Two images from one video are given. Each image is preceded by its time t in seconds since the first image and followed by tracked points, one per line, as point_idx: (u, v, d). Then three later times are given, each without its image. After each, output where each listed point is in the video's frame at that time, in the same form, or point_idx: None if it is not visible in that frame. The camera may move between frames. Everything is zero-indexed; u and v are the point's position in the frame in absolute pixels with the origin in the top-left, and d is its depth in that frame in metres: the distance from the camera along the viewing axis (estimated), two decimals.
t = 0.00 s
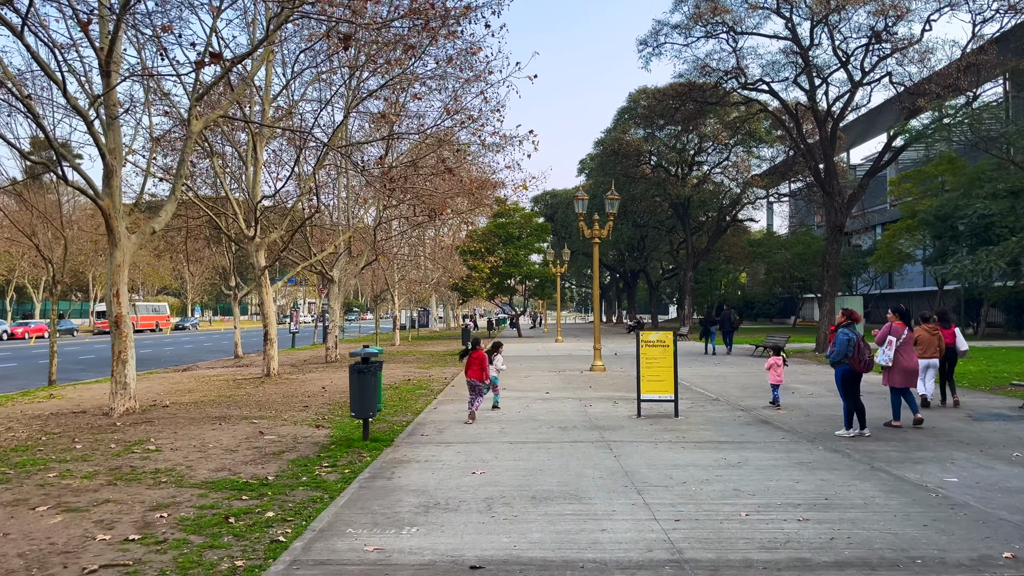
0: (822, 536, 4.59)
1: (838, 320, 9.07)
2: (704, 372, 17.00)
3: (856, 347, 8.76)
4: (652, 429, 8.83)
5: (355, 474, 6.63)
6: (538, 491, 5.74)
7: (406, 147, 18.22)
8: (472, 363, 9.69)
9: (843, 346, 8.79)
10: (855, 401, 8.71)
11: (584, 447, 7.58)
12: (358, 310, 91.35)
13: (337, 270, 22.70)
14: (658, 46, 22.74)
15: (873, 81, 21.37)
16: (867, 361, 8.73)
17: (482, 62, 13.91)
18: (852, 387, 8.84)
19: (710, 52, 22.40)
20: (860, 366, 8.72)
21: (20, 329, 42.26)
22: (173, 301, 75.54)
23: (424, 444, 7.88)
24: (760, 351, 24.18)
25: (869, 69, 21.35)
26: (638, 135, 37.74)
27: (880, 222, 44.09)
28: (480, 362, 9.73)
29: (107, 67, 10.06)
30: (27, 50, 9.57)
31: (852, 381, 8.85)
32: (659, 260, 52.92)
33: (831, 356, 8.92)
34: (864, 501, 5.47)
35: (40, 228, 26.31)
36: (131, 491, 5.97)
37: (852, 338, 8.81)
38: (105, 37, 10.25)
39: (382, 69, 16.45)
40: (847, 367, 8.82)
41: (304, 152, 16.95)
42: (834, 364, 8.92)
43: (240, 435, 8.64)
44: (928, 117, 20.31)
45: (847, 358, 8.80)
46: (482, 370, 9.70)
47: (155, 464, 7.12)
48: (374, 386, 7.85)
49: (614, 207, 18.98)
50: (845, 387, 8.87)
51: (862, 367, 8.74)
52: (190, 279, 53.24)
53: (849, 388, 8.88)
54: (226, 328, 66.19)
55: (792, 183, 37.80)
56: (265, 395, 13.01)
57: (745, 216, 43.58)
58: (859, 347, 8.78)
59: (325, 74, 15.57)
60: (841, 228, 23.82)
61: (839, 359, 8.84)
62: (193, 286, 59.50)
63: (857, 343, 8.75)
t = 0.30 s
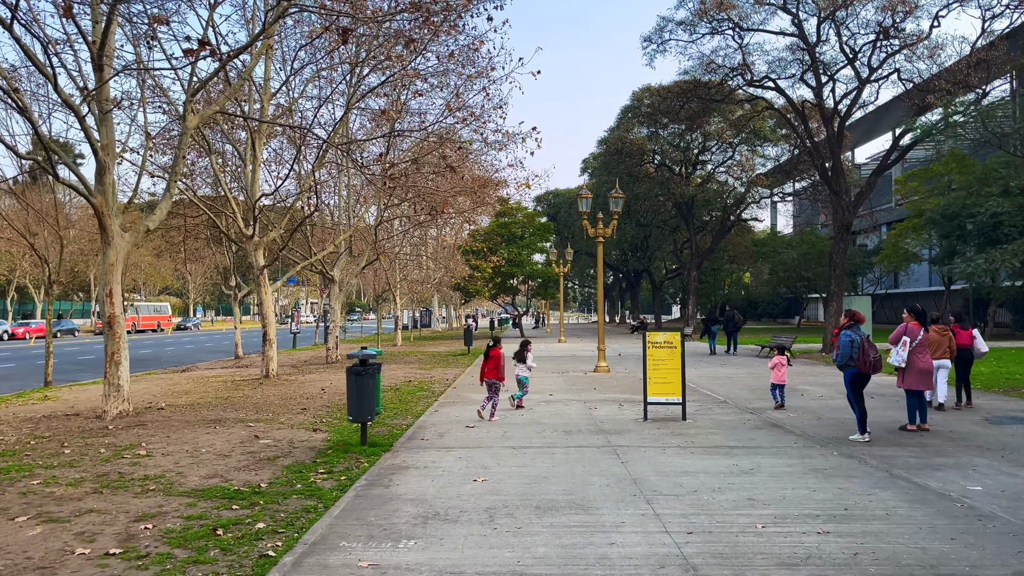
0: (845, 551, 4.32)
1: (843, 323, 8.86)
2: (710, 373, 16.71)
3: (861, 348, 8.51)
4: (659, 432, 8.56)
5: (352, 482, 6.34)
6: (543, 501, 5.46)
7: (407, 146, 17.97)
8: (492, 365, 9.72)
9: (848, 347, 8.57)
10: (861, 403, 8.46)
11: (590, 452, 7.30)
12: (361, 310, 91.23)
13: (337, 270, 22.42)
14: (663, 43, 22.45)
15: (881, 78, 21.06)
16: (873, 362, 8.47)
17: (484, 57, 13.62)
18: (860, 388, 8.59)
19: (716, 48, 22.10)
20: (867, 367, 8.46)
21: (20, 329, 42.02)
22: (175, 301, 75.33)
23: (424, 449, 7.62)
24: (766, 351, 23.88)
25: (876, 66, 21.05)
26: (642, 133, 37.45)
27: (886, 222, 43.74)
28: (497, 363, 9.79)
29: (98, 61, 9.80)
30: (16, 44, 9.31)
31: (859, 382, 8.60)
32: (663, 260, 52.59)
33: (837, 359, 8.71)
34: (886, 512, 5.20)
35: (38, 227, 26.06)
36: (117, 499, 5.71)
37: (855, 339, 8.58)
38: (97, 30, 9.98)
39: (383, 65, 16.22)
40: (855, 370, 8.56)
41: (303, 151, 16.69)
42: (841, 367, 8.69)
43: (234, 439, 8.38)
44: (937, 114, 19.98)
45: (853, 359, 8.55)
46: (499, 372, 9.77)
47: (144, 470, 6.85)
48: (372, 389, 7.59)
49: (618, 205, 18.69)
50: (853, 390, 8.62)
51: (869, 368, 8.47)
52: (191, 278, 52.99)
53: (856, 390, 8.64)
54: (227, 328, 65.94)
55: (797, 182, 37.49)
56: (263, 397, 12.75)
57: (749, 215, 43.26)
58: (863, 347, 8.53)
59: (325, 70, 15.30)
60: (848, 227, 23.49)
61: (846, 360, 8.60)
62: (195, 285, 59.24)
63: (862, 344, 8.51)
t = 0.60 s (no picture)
0: (865, 565, 4.06)
1: (845, 323, 8.65)
2: (714, 374, 16.44)
3: (859, 349, 8.23)
4: (664, 434, 8.31)
5: (344, 487, 6.09)
6: (544, 508, 5.21)
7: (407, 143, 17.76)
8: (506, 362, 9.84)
9: (846, 348, 8.32)
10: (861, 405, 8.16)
11: (593, 456, 7.05)
12: (362, 310, 90.96)
13: (336, 269, 22.14)
14: (665, 39, 22.20)
15: (886, 75, 20.79)
16: (872, 362, 8.14)
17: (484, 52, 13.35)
18: (862, 390, 8.29)
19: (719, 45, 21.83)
20: (865, 368, 8.12)
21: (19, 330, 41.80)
22: (175, 301, 75.05)
23: (420, 452, 7.37)
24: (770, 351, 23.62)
25: (882, 62, 20.78)
26: (644, 131, 37.19)
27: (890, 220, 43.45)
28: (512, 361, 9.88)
29: (88, 53, 9.57)
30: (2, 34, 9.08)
31: (861, 384, 8.30)
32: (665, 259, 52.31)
33: (840, 361, 8.46)
34: (904, 520, 4.94)
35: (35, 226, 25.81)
36: (99, 506, 5.45)
37: (854, 339, 8.31)
38: (87, 22, 9.75)
39: (381, 61, 16.02)
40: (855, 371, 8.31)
41: (301, 148, 16.48)
42: (843, 368, 8.44)
43: (226, 442, 8.13)
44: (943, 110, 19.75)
45: (852, 360, 8.29)
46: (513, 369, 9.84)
47: (130, 474, 6.60)
48: (367, 391, 7.34)
49: (621, 203, 18.43)
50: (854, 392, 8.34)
51: (868, 369, 8.14)
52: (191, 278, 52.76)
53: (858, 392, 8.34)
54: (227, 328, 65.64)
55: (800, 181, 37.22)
56: (258, 398, 12.49)
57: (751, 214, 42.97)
58: (862, 348, 8.24)
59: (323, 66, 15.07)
60: (853, 225, 23.21)
61: (846, 362, 8.35)
62: (195, 285, 58.96)
63: (861, 344, 8.23)
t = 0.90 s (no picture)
0: None
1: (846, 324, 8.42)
2: (717, 376, 16.15)
3: (858, 350, 8.05)
4: (668, 441, 8.04)
5: (334, 498, 5.81)
6: (543, 523, 4.93)
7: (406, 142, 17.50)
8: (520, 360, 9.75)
9: (845, 349, 8.13)
10: (857, 408, 8.03)
11: (595, 464, 6.77)
12: (362, 310, 90.70)
13: (334, 269, 21.84)
14: (667, 36, 21.92)
15: (891, 72, 20.51)
16: (870, 365, 7.96)
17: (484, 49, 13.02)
18: (858, 393, 8.15)
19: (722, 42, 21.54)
20: (863, 371, 7.96)
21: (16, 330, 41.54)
22: (174, 301, 74.76)
23: (415, 459, 7.10)
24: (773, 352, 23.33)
25: (887, 59, 20.48)
26: (646, 131, 36.91)
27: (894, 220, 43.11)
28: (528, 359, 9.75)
29: (74, 47, 9.30)
30: None
31: (858, 387, 8.13)
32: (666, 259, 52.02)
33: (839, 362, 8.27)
34: (925, 536, 4.66)
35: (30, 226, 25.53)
36: (74, 521, 5.17)
37: (854, 339, 8.08)
38: (73, 15, 9.47)
39: (379, 57, 15.77)
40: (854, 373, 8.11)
41: (297, 146, 16.23)
42: (841, 370, 8.25)
43: (213, 449, 7.84)
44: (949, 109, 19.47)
45: (850, 362, 8.11)
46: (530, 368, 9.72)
47: (111, 484, 6.32)
48: (360, 396, 7.06)
49: (623, 202, 18.13)
50: (850, 394, 8.19)
51: (866, 372, 7.98)
52: (190, 279, 52.47)
53: (854, 394, 8.19)
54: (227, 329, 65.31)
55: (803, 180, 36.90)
56: (251, 401, 12.21)
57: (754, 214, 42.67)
58: (861, 349, 8.06)
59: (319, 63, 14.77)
60: (857, 225, 22.89)
61: (845, 363, 8.16)
62: (194, 286, 58.67)
63: (860, 346, 8.04)
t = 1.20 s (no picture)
0: None
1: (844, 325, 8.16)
2: (720, 377, 15.89)
3: (859, 351, 7.80)
4: (673, 445, 7.78)
5: (325, 507, 5.55)
6: (544, 534, 4.67)
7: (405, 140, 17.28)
8: (537, 361, 9.50)
9: (844, 350, 7.88)
10: (859, 408, 7.81)
11: (597, 470, 6.51)
12: (363, 309, 90.49)
13: (333, 269, 21.60)
14: (669, 33, 21.66)
15: (896, 69, 20.24)
16: (871, 365, 7.73)
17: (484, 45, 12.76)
18: (858, 391, 7.93)
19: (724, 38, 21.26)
20: (864, 371, 7.71)
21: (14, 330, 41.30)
22: (174, 301, 74.54)
23: (410, 465, 6.84)
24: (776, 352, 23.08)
25: (892, 56, 20.22)
26: (647, 129, 36.65)
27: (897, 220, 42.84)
28: (544, 359, 9.52)
29: (61, 39, 9.03)
30: None
31: (858, 386, 7.93)
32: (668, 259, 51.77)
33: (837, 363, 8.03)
34: (949, 550, 4.40)
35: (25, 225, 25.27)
36: (49, 532, 4.90)
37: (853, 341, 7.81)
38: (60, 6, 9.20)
39: (379, 52, 15.55)
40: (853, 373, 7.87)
41: (294, 144, 16.01)
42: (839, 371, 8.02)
43: (203, 453, 7.59)
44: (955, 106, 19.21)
45: (850, 362, 7.86)
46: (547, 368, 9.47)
47: (93, 491, 6.06)
48: (354, 399, 6.81)
49: (625, 199, 17.85)
50: (848, 394, 7.97)
51: (867, 372, 7.73)
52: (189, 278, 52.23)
53: (853, 394, 7.98)
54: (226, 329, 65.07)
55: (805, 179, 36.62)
56: (245, 403, 11.94)
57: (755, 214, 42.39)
58: (861, 350, 7.82)
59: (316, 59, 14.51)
60: (861, 224, 22.61)
61: (844, 363, 7.91)
62: (193, 285, 58.43)
63: (860, 347, 7.80)
